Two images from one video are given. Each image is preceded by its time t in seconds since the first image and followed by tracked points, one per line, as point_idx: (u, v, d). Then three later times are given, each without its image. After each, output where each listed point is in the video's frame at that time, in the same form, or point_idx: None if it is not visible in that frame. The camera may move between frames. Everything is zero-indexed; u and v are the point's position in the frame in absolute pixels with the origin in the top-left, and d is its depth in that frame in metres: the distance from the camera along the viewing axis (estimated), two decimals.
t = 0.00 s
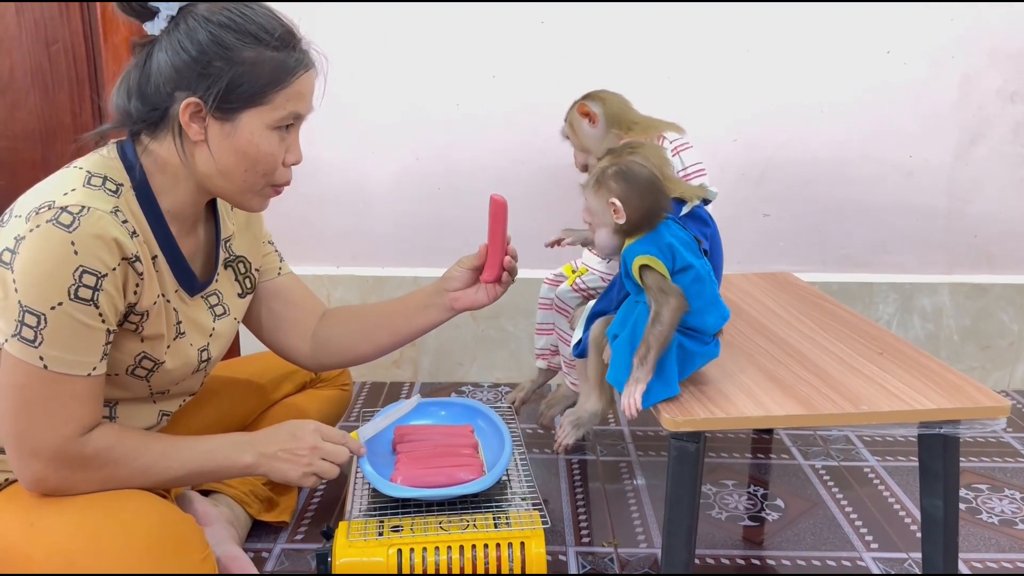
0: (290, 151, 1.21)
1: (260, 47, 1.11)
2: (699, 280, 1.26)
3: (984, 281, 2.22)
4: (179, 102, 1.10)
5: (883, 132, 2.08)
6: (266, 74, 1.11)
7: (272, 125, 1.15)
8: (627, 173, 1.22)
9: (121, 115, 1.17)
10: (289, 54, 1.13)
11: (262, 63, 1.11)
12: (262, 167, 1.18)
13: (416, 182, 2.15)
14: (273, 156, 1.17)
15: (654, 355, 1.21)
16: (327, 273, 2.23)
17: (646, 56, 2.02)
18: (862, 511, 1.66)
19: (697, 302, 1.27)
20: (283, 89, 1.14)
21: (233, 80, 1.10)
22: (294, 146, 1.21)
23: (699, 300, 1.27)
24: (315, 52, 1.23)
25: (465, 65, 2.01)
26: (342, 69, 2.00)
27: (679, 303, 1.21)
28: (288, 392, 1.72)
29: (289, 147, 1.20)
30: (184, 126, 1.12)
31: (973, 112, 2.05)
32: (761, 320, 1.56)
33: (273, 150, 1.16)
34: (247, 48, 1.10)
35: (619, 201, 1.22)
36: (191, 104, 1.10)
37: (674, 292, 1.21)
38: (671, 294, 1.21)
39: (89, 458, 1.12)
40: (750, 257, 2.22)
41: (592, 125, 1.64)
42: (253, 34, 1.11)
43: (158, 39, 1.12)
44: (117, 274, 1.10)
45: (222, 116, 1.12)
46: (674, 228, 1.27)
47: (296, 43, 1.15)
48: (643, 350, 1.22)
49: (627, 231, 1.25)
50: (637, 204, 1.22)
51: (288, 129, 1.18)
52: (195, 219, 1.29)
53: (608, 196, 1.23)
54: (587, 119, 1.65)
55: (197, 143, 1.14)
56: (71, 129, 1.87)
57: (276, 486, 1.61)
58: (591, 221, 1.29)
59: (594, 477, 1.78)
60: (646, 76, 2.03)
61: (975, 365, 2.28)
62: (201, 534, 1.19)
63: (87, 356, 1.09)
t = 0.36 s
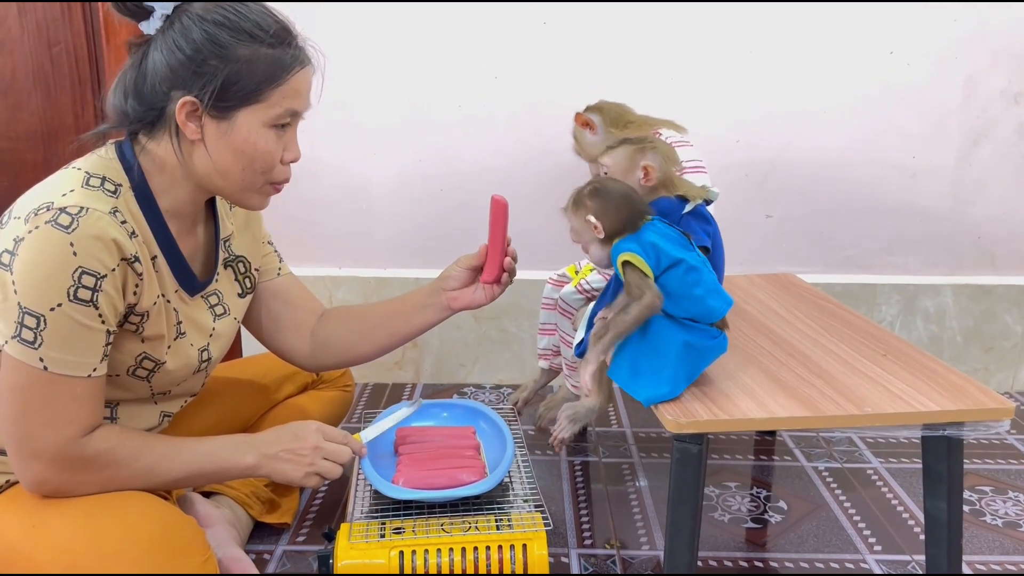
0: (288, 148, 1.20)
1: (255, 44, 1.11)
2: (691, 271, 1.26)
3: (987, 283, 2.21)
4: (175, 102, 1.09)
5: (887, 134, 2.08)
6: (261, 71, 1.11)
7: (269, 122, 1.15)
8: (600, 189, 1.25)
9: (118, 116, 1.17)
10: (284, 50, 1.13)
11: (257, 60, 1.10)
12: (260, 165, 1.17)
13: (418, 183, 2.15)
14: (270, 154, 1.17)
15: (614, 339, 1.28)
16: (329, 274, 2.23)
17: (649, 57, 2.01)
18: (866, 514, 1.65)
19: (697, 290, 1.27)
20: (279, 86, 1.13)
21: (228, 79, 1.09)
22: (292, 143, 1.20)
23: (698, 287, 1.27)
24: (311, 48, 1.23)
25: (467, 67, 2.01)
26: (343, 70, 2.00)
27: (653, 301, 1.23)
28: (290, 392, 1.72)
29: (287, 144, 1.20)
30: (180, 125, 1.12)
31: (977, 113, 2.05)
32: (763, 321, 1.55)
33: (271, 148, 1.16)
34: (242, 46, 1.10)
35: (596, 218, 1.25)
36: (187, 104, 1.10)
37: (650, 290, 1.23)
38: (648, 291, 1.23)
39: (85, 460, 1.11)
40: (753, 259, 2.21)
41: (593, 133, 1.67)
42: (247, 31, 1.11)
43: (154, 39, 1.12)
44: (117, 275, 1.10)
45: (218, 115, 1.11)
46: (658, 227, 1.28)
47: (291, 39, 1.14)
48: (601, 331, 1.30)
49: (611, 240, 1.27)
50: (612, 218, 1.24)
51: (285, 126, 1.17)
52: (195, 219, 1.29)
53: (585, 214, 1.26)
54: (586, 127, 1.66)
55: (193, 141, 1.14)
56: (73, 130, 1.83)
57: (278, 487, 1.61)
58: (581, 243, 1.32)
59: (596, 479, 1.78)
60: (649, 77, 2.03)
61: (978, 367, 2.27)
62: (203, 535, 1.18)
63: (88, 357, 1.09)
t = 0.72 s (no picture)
0: (282, 146, 1.20)
1: (246, 41, 1.11)
2: (675, 254, 1.28)
3: (990, 284, 2.21)
4: (165, 99, 1.10)
5: (889, 134, 2.07)
6: (251, 67, 1.11)
7: (262, 120, 1.14)
8: (579, 200, 1.31)
9: (113, 114, 1.17)
10: (275, 47, 1.13)
11: (247, 57, 1.10)
12: (252, 162, 1.17)
13: (420, 183, 2.15)
14: (262, 152, 1.16)
15: (610, 342, 1.31)
16: (331, 275, 2.23)
17: (651, 57, 2.01)
18: (869, 514, 1.65)
19: (683, 270, 1.28)
20: (271, 82, 1.13)
21: (218, 76, 1.09)
22: (286, 140, 1.20)
23: (684, 268, 1.28)
24: (305, 46, 1.23)
25: (468, 67, 2.01)
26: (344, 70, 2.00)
27: (642, 298, 1.27)
28: (291, 392, 1.72)
29: (281, 142, 1.19)
30: (172, 122, 1.12)
31: (979, 114, 2.04)
32: (765, 322, 1.55)
33: (263, 144, 1.16)
34: (233, 42, 1.10)
35: (576, 226, 1.31)
36: (178, 100, 1.10)
37: (638, 287, 1.27)
38: (636, 287, 1.27)
39: (101, 456, 1.12)
40: (756, 260, 2.21)
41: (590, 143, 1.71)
42: (238, 28, 1.11)
43: (146, 36, 1.12)
44: (124, 267, 1.11)
45: (208, 111, 1.11)
46: (637, 221, 1.31)
47: (283, 37, 1.14)
48: (601, 337, 1.33)
49: (594, 244, 1.32)
50: (590, 224, 1.30)
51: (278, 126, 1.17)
52: (194, 218, 1.29)
53: (566, 224, 1.32)
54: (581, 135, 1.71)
55: (185, 138, 1.14)
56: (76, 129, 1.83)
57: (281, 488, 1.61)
58: (564, 253, 1.37)
59: (599, 480, 1.78)
60: (651, 78, 2.03)
61: (982, 368, 2.26)
62: (206, 535, 1.18)
63: (111, 348, 1.09)
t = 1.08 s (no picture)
0: (286, 147, 1.20)
1: (248, 43, 1.10)
2: (674, 249, 1.31)
3: (993, 284, 2.20)
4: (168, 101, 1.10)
5: (891, 135, 2.08)
6: (253, 69, 1.11)
7: (264, 122, 1.14)
8: (591, 177, 1.33)
9: (119, 115, 1.18)
10: (278, 48, 1.13)
11: (249, 58, 1.10)
12: (256, 165, 1.18)
13: (422, 184, 2.15)
14: (265, 153, 1.17)
15: (609, 327, 1.32)
16: (334, 275, 2.24)
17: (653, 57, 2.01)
18: (871, 515, 1.65)
19: (682, 266, 1.31)
20: (274, 84, 1.13)
21: (220, 78, 1.09)
22: (290, 142, 1.20)
23: (683, 264, 1.31)
24: (310, 46, 1.22)
25: (471, 68, 2.01)
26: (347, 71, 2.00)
27: (642, 287, 1.29)
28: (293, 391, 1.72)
29: (285, 143, 1.20)
30: (175, 124, 1.12)
31: (981, 114, 2.04)
32: (767, 322, 1.55)
33: (266, 147, 1.16)
34: (235, 44, 1.09)
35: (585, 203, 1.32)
36: (181, 102, 1.10)
37: (639, 275, 1.29)
38: (636, 275, 1.29)
39: (104, 456, 1.12)
40: (758, 260, 2.21)
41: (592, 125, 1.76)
42: (240, 29, 1.10)
43: (151, 38, 1.13)
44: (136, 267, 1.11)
45: (212, 114, 1.11)
46: (642, 213, 1.34)
47: (286, 38, 1.14)
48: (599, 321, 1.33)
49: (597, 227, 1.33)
50: (601, 203, 1.31)
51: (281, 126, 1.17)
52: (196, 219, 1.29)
53: (575, 199, 1.33)
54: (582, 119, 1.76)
55: (188, 139, 1.14)
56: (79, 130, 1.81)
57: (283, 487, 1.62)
58: (562, 227, 1.38)
59: (601, 480, 1.78)
60: (653, 78, 2.03)
61: (984, 368, 2.26)
62: (208, 535, 1.18)
63: (132, 346, 1.10)
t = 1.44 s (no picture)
0: (296, 153, 1.20)
1: (256, 48, 1.10)
2: (705, 279, 1.24)
3: (995, 284, 2.20)
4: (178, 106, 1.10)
5: (893, 136, 2.08)
6: (262, 74, 1.10)
7: (273, 127, 1.14)
8: (621, 186, 1.26)
9: (130, 120, 1.19)
10: (286, 53, 1.12)
11: (257, 63, 1.09)
12: (264, 171, 1.18)
13: (425, 185, 2.15)
14: (273, 159, 1.16)
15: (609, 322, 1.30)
16: (336, 276, 2.24)
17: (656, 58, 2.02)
18: (874, 515, 1.65)
19: (706, 301, 1.24)
20: (282, 90, 1.12)
21: (228, 83, 1.09)
22: (299, 147, 1.20)
23: (708, 299, 1.25)
24: (320, 51, 1.22)
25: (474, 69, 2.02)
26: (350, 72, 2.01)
27: (663, 307, 1.22)
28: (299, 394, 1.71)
29: (294, 149, 1.19)
30: (184, 129, 1.13)
31: (983, 114, 2.04)
32: (769, 322, 1.55)
33: (275, 153, 1.16)
34: (243, 50, 1.09)
35: (615, 214, 1.26)
36: (190, 107, 1.10)
37: (665, 296, 1.22)
38: (662, 295, 1.22)
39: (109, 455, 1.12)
40: (761, 261, 2.21)
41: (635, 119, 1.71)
42: (249, 34, 1.10)
43: (161, 44, 1.13)
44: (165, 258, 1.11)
45: (221, 119, 1.11)
46: (676, 233, 1.28)
47: (295, 43, 1.14)
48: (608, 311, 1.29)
49: (631, 238, 1.27)
50: (635, 216, 1.24)
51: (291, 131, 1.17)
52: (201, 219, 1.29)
53: (606, 212, 1.27)
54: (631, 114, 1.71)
55: (198, 144, 1.15)
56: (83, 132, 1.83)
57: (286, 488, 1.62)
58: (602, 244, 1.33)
59: (603, 480, 1.78)
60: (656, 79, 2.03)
61: (986, 369, 2.25)
62: (211, 534, 1.18)
63: (186, 322, 1.09)
